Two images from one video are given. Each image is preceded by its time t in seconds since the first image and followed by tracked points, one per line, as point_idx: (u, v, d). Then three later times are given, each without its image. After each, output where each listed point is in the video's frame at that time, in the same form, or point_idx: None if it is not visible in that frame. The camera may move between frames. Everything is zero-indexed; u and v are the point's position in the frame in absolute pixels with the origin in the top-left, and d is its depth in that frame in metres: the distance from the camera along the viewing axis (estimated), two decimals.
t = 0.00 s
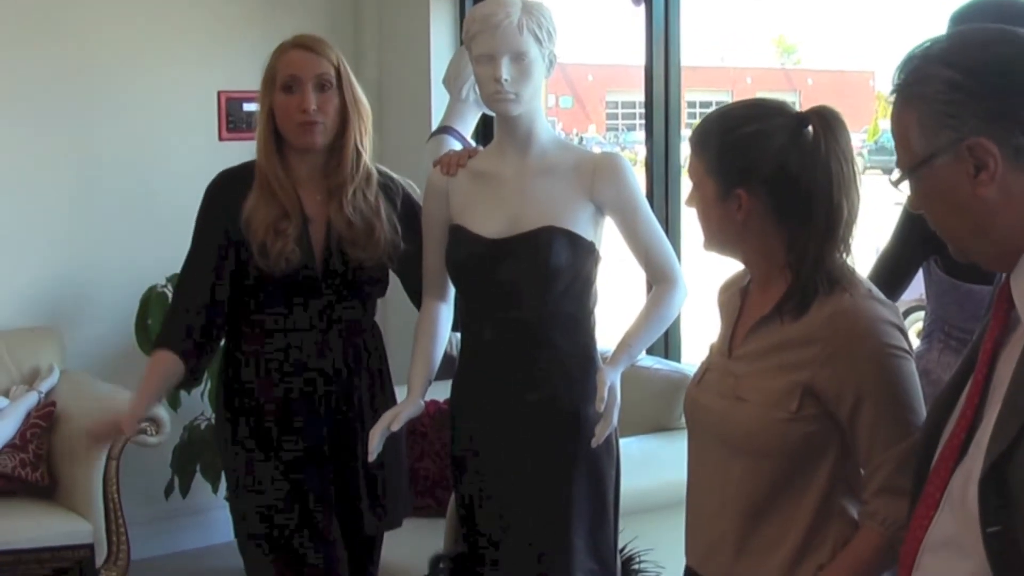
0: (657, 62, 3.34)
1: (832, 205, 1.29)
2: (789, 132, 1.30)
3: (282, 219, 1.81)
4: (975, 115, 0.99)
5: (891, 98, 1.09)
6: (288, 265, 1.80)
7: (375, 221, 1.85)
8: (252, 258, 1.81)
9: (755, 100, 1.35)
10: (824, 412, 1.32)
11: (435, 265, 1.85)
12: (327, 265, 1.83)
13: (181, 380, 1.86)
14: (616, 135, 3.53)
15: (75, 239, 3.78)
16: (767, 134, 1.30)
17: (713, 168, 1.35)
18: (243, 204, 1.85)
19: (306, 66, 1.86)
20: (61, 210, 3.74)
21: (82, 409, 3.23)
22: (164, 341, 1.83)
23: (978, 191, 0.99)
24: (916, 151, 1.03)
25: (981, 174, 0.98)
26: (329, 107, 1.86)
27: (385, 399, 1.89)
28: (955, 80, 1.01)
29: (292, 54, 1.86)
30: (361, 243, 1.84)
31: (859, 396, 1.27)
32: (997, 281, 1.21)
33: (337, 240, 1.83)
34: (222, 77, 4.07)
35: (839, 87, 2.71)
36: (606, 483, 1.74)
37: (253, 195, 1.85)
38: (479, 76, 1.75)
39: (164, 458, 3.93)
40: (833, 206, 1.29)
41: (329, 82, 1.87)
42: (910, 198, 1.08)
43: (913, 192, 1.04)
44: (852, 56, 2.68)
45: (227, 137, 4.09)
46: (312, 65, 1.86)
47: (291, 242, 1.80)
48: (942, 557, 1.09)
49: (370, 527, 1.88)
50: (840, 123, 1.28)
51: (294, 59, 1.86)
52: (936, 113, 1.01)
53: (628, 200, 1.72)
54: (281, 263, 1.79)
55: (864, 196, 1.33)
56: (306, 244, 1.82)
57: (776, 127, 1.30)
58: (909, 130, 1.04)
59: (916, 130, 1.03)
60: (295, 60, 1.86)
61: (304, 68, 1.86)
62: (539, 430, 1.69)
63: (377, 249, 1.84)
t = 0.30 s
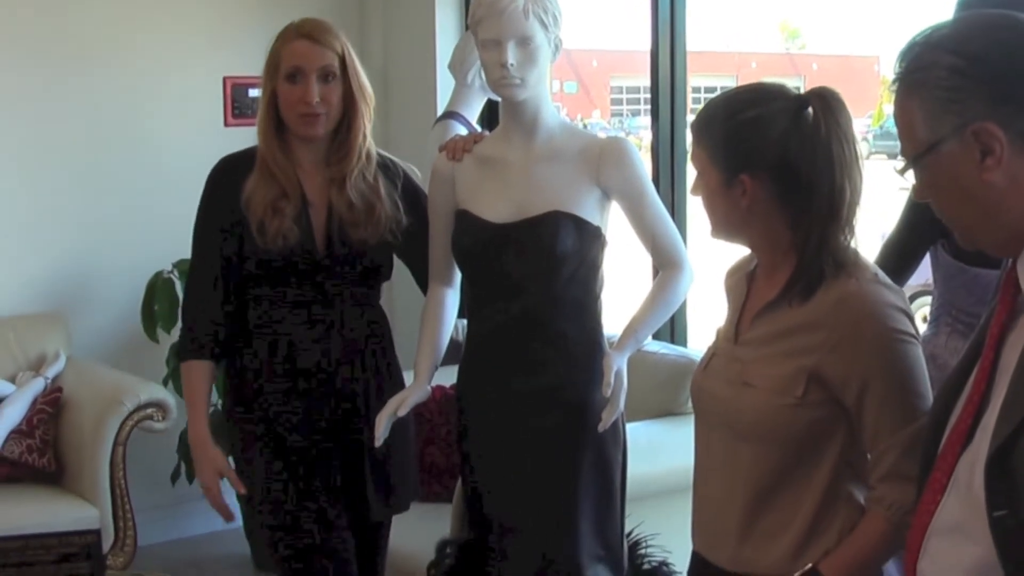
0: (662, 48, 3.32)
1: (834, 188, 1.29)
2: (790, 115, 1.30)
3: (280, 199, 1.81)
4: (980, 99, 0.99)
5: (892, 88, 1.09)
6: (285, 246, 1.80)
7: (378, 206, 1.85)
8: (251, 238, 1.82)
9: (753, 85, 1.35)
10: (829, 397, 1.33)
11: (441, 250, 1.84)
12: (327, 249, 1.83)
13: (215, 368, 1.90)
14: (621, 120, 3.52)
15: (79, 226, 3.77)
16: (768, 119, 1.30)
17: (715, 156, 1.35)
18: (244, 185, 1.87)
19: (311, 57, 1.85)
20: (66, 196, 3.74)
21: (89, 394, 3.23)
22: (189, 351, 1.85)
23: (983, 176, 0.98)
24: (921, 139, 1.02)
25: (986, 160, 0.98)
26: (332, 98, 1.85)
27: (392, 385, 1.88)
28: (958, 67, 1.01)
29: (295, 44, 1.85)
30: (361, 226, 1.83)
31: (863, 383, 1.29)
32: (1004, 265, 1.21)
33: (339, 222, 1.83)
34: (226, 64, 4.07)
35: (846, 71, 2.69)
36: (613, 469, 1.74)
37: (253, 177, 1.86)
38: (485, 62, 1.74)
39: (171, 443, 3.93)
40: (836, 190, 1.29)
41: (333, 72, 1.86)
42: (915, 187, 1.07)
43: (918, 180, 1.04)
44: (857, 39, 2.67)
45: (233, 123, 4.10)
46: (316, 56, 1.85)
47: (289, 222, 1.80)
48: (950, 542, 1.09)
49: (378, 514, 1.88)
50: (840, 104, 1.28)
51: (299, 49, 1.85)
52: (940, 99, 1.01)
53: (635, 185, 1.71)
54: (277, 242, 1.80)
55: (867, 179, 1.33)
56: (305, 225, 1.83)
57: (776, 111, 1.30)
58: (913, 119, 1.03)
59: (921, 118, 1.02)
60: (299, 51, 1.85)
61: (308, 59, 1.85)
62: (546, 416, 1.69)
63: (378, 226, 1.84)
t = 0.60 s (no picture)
0: (668, 32, 3.32)
1: (826, 159, 1.30)
2: (779, 94, 1.32)
3: (284, 181, 1.81)
4: (986, 79, 0.98)
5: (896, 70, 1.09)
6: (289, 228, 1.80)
7: (383, 185, 1.85)
8: (255, 220, 1.82)
9: (744, 70, 1.37)
10: (836, 376, 1.33)
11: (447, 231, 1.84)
12: (332, 230, 1.83)
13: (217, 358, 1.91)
14: (625, 105, 3.52)
15: (84, 210, 3.78)
16: (756, 102, 1.32)
17: (712, 146, 1.37)
18: (248, 167, 1.86)
19: (313, 38, 1.84)
20: (69, 181, 3.75)
21: (94, 377, 3.24)
22: (190, 334, 1.87)
23: (990, 157, 0.98)
24: (926, 121, 1.02)
25: (993, 140, 0.98)
26: (336, 79, 1.85)
27: (397, 366, 1.88)
28: (963, 47, 1.01)
29: (298, 26, 1.84)
30: (366, 206, 1.83)
31: (870, 361, 1.28)
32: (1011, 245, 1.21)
33: (345, 202, 1.83)
34: (229, 46, 4.05)
35: (848, 56, 2.68)
36: (618, 451, 1.73)
37: (257, 159, 1.86)
38: (490, 43, 1.74)
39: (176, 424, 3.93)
40: (829, 161, 1.30)
41: (337, 54, 1.85)
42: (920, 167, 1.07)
43: (925, 163, 1.03)
44: (861, 23, 2.66)
45: (237, 106, 4.09)
46: (319, 37, 1.84)
47: (293, 204, 1.80)
48: (956, 522, 1.09)
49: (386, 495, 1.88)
50: (825, 75, 1.30)
51: (302, 31, 1.84)
52: (945, 81, 1.01)
53: (640, 165, 1.70)
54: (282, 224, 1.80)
55: (859, 147, 1.33)
56: (310, 207, 1.82)
57: (764, 94, 1.32)
58: (919, 101, 1.03)
59: (927, 100, 1.02)
60: (303, 33, 1.84)
61: (312, 40, 1.84)
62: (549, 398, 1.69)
63: (383, 209, 1.84)
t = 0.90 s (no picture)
0: (674, 16, 3.32)
1: (809, 137, 1.30)
2: (765, 73, 1.32)
3: (289, 162, 1.80)
4: (994, 53, 0.98)
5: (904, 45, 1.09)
6: (294, 210, 1.80)
7: (388, 163, 1.85)
8: (259, 201, 1.81)
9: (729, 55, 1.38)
10: (840, 352, 1.33)
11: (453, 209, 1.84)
12: (337, 210, 1.82)
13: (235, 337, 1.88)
14: (630, 88, 3.52)
15: (88, 194, 3.79)
16: (743, 83, 1.32)
17: (706, 133, 1.38)
18: (253, 147, 1.85)
19: (333, 17, 1.83)
20: (74, 165, 3.76)
21: (100, 358, 3.24)
22: (209, 315, 1.83)
23: (998, 131, 0.97)
24: (932, 94, 1.02)
25: (1001, 114, 0.97)
26: (355, 59, 1.85)
27: (402, 345, 1.88)
28: (971, 20, 1.00)
29: (317, 4, 1.83)
30: (371, 184, 1.83)
31: (875, 335, 1.28)
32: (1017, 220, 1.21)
33: (350, 181, 1.82)
34: (235, 25, 4.03)
35: (855, 42, 2.65)
36: (623, 430, 1.73)
37: (262, 137, 1.84)
38: (496, 20, 1.73)
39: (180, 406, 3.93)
40: (812, 136, 1.30)
41: (355, 34, 1.85)
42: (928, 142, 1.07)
43: (932, 138, 1.03)
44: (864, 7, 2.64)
45: (241, 85, 4.07)
46: (338, 16, 1.83)
47: (298, 185, 1.79)
48: (961, 495, 1.09)
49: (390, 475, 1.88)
50: (807, 52, 1.31)
51: (320, 9, 1.83)
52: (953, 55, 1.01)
53: (646, 143, 1.70)
54: (287, 206, 1.80)
55: (844, 120, 1.33)
56: (316, 188, 1.81)
57: (750, 75, 1.32)
58: (926, 77, 1.03)
59: (933, 74, 1.02)
60: (321, 11, 1.83)
61: (332, 19, 1.83)
62: (554, 379, 1.68)
63: (388, 187, 1.84)
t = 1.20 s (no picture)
0: None
1: (794, 112, 1.30)
2: (752, 53, 1.32)
3: (293, 143, 1.79)
4: (997, 28, 1.00)
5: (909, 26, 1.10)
6: (297, 192, 1.79)
7: (390, 140, 1.83)
8: (262, 182, 1.80)
9: (716, 38, 1.40)
10: (844, 326, 1.32)
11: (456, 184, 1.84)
12: (340, 190, 1.81)
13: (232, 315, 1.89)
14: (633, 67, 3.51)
15: (91, 174, 3.79)
16: (732, 66, 1.34)
17: (704, 118, 1.38)
18: (255, 127, 1.83)
19: None
20: (77, 146, 3.75)
21: (103, 335, 3.24)
22: (206, 294, 1.85)
23: (1004, 105, 0.99)
24: (937, 69, 1.03)
25: (1007, 88, 0.99)
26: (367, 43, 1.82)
27: (406, 322, 1.87)
28: None
29: None
30: (375, 162, 1.82)
31: (877, 307, 1.28)
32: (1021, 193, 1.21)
33: (353, 159, 1.81)
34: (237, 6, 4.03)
35: (859, 21, 2.62)
36: (628, 407, 1.73)
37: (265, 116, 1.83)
38: None
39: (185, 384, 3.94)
40: (796, 113, 1.30)
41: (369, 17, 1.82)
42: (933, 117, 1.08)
43: (937, 112, 1.04)
44: None
45: (244, 64, 4.07)
46: None
47: (301, 168, 1.78)
48: (964, 469, 1.09)
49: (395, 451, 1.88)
50: (792, 26, 1.31)
51: None
52: (958, 29, 1.02)
53: (649, 120, 1.70)
54: (290, 189, 1.79)
55: (831, 92, 1.32)
56: (318, 170, 1.80)
57: (739, 56, 1.33)
58: (931, 51, 1.04)
59: (939, 50, 1.03)
60: None
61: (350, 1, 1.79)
62: (556, 357, 1.68)
63: (391, 164, 1.83)
